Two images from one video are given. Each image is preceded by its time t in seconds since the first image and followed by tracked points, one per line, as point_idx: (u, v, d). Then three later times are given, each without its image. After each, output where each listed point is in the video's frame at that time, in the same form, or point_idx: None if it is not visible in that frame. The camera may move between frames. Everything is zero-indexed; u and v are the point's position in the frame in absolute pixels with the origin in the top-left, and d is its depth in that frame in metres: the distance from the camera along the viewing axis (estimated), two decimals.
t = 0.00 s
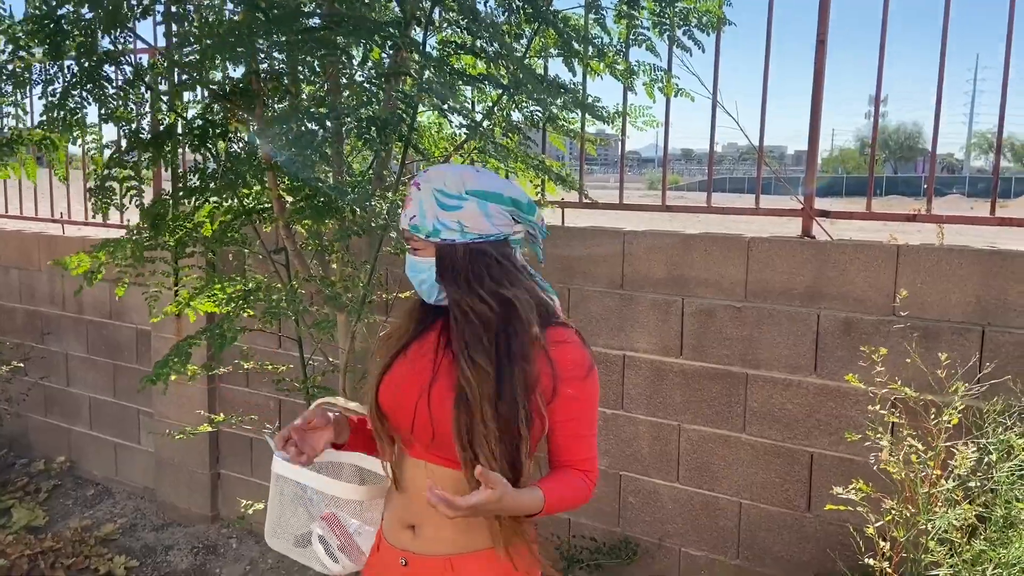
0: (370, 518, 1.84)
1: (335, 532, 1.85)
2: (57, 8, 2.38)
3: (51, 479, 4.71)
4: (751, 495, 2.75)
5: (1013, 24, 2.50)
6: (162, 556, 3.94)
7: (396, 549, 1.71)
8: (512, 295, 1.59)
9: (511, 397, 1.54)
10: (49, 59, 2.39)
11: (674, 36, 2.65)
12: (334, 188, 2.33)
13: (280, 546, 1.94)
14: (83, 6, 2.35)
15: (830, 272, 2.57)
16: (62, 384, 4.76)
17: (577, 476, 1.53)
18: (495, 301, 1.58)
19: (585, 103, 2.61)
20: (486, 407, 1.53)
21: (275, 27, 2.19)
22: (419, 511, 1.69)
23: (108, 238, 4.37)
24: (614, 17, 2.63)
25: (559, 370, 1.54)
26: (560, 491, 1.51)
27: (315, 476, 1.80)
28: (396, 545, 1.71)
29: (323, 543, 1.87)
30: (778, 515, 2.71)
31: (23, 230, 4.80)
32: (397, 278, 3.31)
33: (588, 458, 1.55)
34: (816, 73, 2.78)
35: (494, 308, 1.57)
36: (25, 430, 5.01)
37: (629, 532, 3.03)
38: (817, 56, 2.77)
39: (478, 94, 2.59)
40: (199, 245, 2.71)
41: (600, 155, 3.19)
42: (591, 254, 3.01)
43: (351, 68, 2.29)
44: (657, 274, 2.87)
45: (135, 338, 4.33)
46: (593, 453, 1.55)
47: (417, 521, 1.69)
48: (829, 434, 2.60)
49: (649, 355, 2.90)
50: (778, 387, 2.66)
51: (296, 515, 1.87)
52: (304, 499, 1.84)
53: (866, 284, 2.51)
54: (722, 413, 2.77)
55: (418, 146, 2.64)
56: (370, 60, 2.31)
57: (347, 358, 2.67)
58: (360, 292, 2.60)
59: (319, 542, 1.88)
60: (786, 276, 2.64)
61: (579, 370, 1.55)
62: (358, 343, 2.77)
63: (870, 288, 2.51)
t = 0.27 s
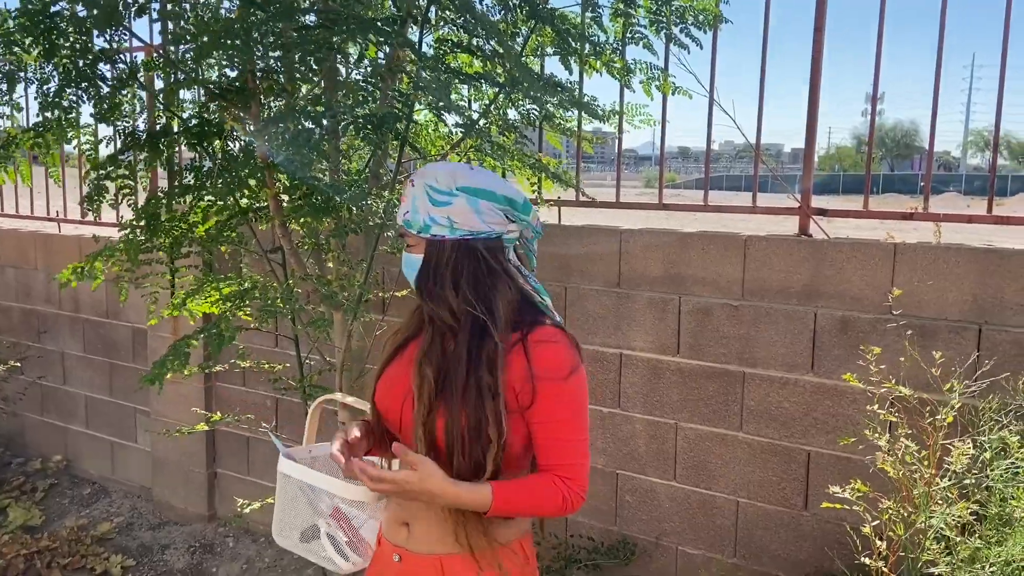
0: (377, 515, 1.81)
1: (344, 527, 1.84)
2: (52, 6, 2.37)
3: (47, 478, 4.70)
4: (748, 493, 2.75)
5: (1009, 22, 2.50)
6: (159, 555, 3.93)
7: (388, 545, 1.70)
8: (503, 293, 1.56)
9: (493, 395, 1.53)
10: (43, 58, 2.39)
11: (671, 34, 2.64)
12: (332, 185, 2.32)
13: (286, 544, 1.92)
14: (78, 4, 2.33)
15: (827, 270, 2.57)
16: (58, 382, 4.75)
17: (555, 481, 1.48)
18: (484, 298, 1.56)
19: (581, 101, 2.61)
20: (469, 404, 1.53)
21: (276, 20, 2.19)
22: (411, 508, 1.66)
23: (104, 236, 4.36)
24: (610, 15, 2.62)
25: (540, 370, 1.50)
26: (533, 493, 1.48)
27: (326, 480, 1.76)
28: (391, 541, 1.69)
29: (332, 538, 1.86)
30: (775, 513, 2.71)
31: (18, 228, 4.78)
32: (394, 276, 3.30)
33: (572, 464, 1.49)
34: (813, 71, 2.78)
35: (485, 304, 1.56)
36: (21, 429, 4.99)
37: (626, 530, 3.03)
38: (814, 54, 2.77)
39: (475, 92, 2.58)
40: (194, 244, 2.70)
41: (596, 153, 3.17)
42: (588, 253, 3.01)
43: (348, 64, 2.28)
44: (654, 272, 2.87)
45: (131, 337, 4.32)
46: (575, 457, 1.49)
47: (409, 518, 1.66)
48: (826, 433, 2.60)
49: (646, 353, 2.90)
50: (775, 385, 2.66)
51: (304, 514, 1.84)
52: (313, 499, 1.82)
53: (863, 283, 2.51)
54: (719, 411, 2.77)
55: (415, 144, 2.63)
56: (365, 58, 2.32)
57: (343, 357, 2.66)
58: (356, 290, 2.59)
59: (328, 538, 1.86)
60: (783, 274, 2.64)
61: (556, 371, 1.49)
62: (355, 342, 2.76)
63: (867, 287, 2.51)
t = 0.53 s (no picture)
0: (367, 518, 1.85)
1: (332, 532, 1.86)
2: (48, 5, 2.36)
3: (45, 477, 4.69)
4: (745, 491, 2.76)
5: (1006, 20, 2.50)
6: (156, 554, 3.93)
7: (390, 546, 1.71)
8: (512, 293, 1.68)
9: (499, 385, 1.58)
10: (39, 56, 2.38)
11: (668, 32, 2.64)
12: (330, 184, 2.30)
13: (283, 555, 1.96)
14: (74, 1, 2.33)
15: (824, 269, 2.57)
16: (55, 381, 4.75)
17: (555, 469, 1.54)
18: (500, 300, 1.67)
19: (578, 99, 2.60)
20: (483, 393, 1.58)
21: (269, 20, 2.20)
22: (413, 508, 1.69)
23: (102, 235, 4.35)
24: (607, 13, 2.62)
25: (544, 364, 1.59)
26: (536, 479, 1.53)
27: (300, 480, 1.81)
28: (391, 542, 1.71)
29: (321, 544, 1.87)
30: (771, 511, 2.71)
31: (15, 227, 4.78)
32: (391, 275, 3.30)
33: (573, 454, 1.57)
34: (809, 69, 2.78)
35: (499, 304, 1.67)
36: (18, 428, 4.99)
37: (623, 529, 3.03)
38: (810, 53, 2.77)
39: (472, 91, 2.58)
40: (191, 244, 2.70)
41: (593, 151, 3.16)
42: (585, 251, 3.01)
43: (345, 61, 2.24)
44: (651, 271, 2.87)
45: (129, 335, 4.32)
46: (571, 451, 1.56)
47: (411, 518, 1.69)
48: (822, 431, 2.60)
49: (643, 352, 2.90)
50: (772, 383, 2.67)
51: (294, 521, 1.89)
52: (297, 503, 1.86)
53: (859, 281, 2.52)
54: (716, 409, 2.78)
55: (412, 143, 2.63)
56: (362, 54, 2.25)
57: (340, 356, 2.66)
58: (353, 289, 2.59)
59: (318, 544, 1.88)
60: (779, 272, 2.64)
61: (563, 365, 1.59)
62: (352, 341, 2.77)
63: (863, 285, 2.51)
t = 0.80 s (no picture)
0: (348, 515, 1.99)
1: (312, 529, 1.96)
2: (46, 2, 2.37)
3: (43, 475, 4.70)
4: (741, 487, 2.77)
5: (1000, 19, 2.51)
6: (154, 552, 3.94)
7: (383, 544, 1.72)
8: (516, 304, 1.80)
9: (516, 386, 1.68)
10: (37, 53, 2.38)
11: (664, 30, 2.64)
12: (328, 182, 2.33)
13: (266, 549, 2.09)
14: None
15: (819, 266, 2.58)
16: (53, 380, 4.75)
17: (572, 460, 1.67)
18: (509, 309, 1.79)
19: (575, 97, 2.61)
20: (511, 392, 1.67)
21: (268, 18, 2.20)
22: (411, 505, 1.71)
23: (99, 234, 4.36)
24: (604, 11, 2.63)
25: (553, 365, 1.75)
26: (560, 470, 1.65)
27: (284, 478, 1.95)
28: (386, 540, 1.72)
29: (299, 542, 1.98)
30: (767, 507, 2.73)
31: (13, 226, 4.78)
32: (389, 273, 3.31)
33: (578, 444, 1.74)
34: (805, 67, 2.79)
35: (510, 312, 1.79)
36: (17, 427, 5.00)
37: (620, 525, 3.05)
38: (806, 51, 2.78)
39: (469, 89, 2.59)
40: (190, 243, 2.68)
41: (591, 150, 3.17)
42: (583, 249, 3.02)
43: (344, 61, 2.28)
44: (648, 268, 2.88)
45: (127, 334, 4.33)
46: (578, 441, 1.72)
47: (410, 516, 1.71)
48: (818, 427, 2.61)
49: (640, 349, 2.92)
50: (768, 380, 2.68)
51: (277, 517, 2.01)
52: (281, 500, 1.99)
53: (854, 278, 2.53)
54: (713, 406, 2.79)
55: (409, 142, 2.64)
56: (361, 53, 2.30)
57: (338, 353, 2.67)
58: (351, 286, 2.60)
59: (296, 542, 1.98)
60: (775, 269, 2.66)
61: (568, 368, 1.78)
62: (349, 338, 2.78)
63: (858, 282, 2.53)
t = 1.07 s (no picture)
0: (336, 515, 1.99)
1: (298, 530, 1.96)
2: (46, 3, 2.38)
3: (43, 475, 4.71)
4: (737, 486, 2.78)
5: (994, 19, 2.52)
6: (154, 551, 3.95)
7: (372, 540, 1.74)
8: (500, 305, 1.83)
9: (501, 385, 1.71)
10: (36, 53, 2.40)
11: (660, 30, 2.66)
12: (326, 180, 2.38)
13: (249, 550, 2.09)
14: None
15: (815, 265, 2.59)
16: (53, 380, 4.76)
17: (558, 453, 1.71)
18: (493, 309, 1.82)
19: (572, 97, 2.62)
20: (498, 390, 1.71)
21: (269, 20, 2.22)
22: (399, 501, 1.73)
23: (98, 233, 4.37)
24: (601, 12, 2.65)
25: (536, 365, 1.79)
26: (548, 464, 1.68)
27: (268, 479, 1.94)
28: (375, 536, 1.74)
29: (286, 541, 1.99)
30: (764, 505, 2.74)
31: (13, 226, 4.79)
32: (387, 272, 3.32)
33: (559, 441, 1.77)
34: (801, 67, 2.80)
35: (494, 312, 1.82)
36: (16, 426, 5.01)
37: (617, 524, 3.06)
38: (802, 51, 2.79)
39: (466, 88, 2.61)
40: (189, 243, 2.72)
41: (588, 150, 3.18)
42: (580, 248, 3.03)
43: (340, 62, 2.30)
44: (645, 267, 2.89)
45: (126, 333, 4.34)
46: (561, 434, 1.76)
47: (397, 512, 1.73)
48: (814, 425, 2.63)
49: (637, 348, 2.93)
50: (764, 379, 2.69)
51: (262, 516, 2.02)
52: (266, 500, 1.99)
53: (849, 277, 2.54)
54: (709, 404, 2.80)
55: (406, 142, 2.65)
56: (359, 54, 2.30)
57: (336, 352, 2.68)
58: (348, 286, 2.61)
59: (283, 541, 2.00)
60: (771, 268, 2.67)
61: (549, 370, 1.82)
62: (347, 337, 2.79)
63: (854, 281, 2.54)
